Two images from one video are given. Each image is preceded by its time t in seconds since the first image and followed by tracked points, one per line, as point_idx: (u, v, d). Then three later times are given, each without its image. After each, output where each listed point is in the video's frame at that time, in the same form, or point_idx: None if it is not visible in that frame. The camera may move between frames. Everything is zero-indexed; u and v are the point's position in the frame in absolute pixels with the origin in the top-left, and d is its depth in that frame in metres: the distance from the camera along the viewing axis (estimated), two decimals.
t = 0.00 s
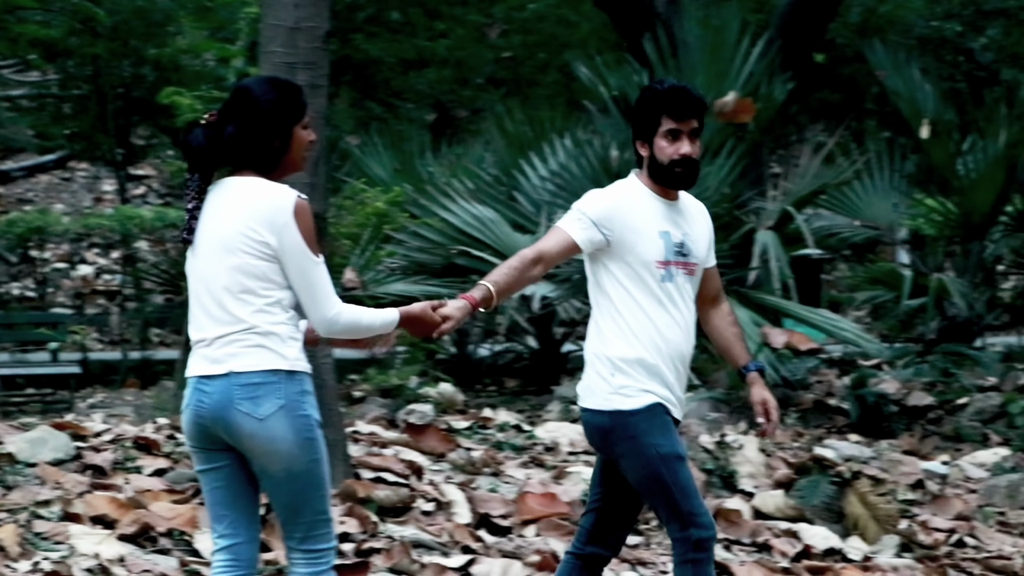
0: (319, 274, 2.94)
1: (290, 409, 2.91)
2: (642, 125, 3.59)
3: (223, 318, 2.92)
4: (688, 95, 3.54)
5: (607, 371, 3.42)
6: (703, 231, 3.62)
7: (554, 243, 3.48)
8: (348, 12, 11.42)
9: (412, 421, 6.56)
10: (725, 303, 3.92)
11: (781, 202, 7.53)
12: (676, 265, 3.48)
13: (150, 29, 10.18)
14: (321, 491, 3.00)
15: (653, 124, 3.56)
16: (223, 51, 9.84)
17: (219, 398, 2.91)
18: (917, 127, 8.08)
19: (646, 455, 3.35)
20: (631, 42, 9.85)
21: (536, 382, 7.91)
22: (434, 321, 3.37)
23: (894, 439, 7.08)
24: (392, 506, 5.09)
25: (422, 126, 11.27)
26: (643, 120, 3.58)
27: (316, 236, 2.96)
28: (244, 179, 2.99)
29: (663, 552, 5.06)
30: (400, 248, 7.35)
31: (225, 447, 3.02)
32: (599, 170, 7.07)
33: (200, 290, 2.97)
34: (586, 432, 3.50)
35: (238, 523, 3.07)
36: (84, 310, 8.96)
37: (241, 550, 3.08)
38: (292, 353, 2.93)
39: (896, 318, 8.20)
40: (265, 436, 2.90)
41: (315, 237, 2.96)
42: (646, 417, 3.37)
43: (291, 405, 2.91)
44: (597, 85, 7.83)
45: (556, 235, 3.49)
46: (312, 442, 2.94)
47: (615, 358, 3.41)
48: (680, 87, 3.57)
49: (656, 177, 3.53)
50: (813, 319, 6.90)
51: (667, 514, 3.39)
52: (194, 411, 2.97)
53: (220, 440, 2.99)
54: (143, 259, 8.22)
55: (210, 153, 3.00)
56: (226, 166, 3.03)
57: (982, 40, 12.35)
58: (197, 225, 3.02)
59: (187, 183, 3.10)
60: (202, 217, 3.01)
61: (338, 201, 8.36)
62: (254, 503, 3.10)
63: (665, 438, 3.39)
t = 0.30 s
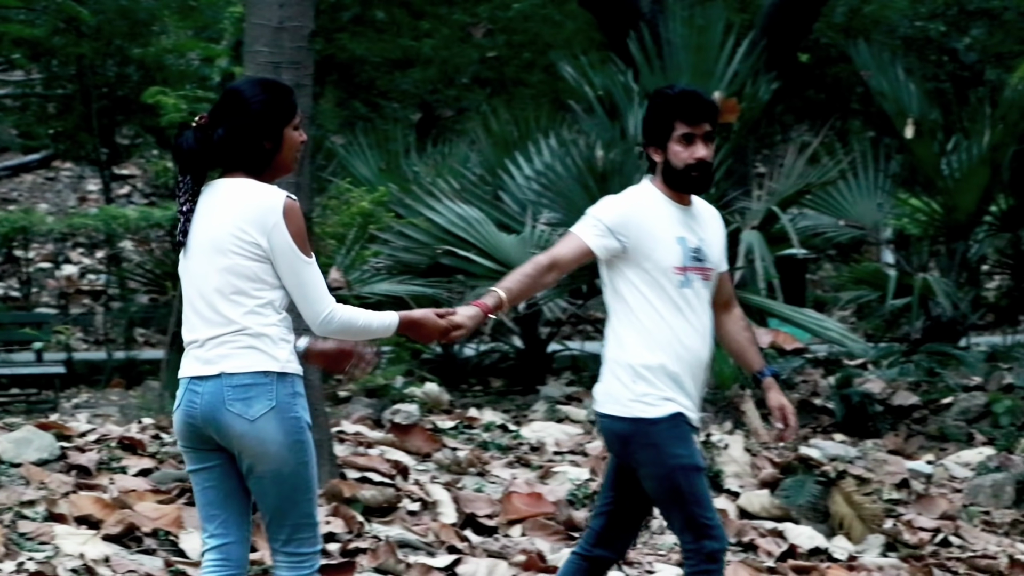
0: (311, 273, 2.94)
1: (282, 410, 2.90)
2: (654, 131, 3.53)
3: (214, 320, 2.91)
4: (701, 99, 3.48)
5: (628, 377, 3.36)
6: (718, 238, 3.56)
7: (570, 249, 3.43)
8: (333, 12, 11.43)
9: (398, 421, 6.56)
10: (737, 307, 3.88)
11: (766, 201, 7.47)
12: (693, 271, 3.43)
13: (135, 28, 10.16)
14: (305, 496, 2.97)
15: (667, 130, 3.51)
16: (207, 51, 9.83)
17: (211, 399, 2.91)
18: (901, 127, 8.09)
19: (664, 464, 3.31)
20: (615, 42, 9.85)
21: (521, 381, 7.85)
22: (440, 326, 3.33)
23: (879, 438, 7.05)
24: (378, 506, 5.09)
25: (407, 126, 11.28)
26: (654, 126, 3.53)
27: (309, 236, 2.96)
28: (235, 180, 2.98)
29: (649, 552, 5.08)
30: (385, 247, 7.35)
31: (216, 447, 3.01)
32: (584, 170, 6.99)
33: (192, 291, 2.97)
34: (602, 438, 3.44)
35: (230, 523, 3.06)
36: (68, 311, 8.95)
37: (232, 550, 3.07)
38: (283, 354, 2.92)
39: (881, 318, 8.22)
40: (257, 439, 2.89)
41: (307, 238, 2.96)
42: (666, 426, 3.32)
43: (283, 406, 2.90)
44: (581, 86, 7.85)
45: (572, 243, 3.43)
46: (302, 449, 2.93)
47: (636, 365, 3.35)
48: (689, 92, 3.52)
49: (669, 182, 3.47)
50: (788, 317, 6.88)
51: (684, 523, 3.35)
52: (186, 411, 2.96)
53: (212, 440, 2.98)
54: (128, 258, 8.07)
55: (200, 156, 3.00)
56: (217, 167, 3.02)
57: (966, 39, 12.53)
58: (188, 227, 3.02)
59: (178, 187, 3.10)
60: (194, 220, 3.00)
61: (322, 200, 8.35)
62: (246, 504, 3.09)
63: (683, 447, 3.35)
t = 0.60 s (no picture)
0: (318, 274, 2.93)
1: (283, 413, 2.88)
2: (675, 131, 3.41)
3: (215, 322, 2.89)
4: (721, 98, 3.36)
5: (656, 381, 3.23)
6: (743, 239, 3.44)
7: (592, 254, 3.31)
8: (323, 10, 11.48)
9: (389, 421, 6.56)
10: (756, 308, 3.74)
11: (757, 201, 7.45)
12: (719, 273, 3.30)
13: (125, 28, 10.13)
14: (307, 496, 2.96)
15: (688, 130, 3.38)
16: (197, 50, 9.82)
17: (213, 401, 2.88)
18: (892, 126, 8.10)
19: (692, 468, 3.19)
20: (605, 42, 9.86)
21: (513, 380, 7.84)
22: (455, 330, 3.29)
23: (870, 438, 7.03)
24: (369, 506, 5.09)
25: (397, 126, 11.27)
26: (675, 127, 3.41)
27: (312, 238, 2.95)
28: (234, 183, 2.97)
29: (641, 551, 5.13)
30: (376, 247, 7.35)
31: (216, 449, 2.99)
32: (575, 170, 6.94)
33: (192, 294, 2.95)
34: (629, 443, 3.32)
35: (229, 524, 3.04)
36: (59, 311, 8.94)
37: (232, 551, 3.05)
38: (285, 357, 2.91)
39: (872, 318, 8.22)
40: (261, 440, 2.87)
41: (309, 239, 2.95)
42: (694, 427, 3.20)
43: (284, 408, 2.88)
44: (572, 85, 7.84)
45: (594, 248, 3.32)
46: (300, 451, 2.91)
47: (662, 368, 3.23)
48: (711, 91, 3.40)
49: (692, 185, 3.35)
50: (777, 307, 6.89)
51: (711, 525, 3.23)
52: (185, 414, 2.94)
53: (212, 443, 2.95)
54: (120, 258, 7.97)
55: (199, 160, 2.99)
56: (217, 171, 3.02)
57: (956, 40, 12.52)
58: (189, 231, 3.00)
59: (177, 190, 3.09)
60: (194, 222, 2.99)
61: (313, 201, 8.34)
62: (246, 505, 3.07)
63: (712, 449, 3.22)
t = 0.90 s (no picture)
0: (331, 274, 2.91)
1: (293, 413, 2.87)
2: (703, 131, 3.36)
3: (224, 324, 2.88)
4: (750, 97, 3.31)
5: (685, 379, 3.19)
6: (768, 237, 3.40)
7: (619, 254, 3.27)
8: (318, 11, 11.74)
9: (384, 420, 6.56)
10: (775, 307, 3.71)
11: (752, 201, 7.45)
12: (747, 271, 3.26)
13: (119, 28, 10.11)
14: (313, 496, 2.93)
15: (716, 129, 3.33)
16: (190, 50, 9.81)
17: (223, 403, 2.87)
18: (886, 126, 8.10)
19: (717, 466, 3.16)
20: (598, 42, 9.86)
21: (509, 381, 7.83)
22: (475, 334, 3.29)
23: (865, 438, 7.02)
24: (364, 506, 5.10)
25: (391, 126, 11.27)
26: (701, 126, 3.36)
27: (323, 237, 2.93)
28: (241, 185, 2.94)
29: (636, 552, 5.15)
30: (371, 247, 7.35)
31: (224, 451, 2.97)
32: (571, 171, 6.95)
33: (200, 297, 2.93)
34: (656, 442, 3.28)
35: (237, 526, 3.03)
36: (54, 311, 8.95)
37: (240, 553, 3.04)
38: (294, 358, 2.89)
39: (867, 318, 8.23)
40: (270, 440, 2.85)
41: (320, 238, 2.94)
42: (723, 426, 3.16)
43: (294, 409, 2.87)
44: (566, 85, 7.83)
45: (621, 247, 3.28)
46: (307, 450, 2.89)
47: (691, 366, 3.19)
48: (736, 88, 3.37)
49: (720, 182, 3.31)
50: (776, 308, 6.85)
51: (734, 526, 3.20)
52: (196, 416, 2.93)
53: (221, 445, 2.94)
54: (114, 257, 7.99)
55: (205, 161, 2.98)
56: (224, 172, 3.00)
57: (950, 39, 12.53)
58: (198, 233, 2.98)
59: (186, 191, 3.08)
60: (203, 223, 2.97)
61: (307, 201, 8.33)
62: (254, 506, 3.05)
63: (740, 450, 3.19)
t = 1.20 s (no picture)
0: (345, 272, 2.92)
1: (305, 412, 2.87)
2: (736, 125, 3.34)
3: (237, 323, 2.88)
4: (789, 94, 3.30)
5: (709, 376, 3.21)
6: (794, 230, 3.40)
7: (649, 250, 3.27)
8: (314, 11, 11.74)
9: (379, 421, 6.56)
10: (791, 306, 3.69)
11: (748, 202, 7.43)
12: (775, 267, 3.25)
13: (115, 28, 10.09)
14: (323, 495, 2.94)
15: (752, 124, 3.32)
16: (186, 50, 9.80)
17: (235, 403, 2.87)
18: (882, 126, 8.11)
19: (734, 466, 3.19)
20: (595, 43, 9.87)
21: (504, 380, 7.93)
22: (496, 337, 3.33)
23: (861, 438, 7.02)
24: (359, 506, 5.10)
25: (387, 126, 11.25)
26: (735, 121, 3.35)
27: (336, 237, 2.93)
28: (252, 186, 2.94)
29: (632, 552, 5.15)
30: (367, 247, 7.34)
31: (236, 453, 2.97)
32: (567, 170, 6.95)
33: (213, 296, 2.93)
34: (677, 435, 3.31)
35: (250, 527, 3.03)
36: (49, 311, 8.94)
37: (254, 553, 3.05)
38: (306, 358, 2.89)
39: (862, 318, 8.22)
40: (284, 441, 2.86)
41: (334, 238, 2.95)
42: (742, 426, 3.18)
43: (306, 408, 2.87)
44: (562, 85, 7.84)
45: (649, 242, 3.27)
46: (320, 451, 2.90)
47: (718, 363, 3.20)
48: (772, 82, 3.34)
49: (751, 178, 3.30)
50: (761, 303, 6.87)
51: (742, 525, 3.25)
52: (208, 417, 2.92)
53: (233, 446, 2.94)
54: (109, 257, 7.99)
55: (214, 163, 2.97)
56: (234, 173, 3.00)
57: (945, 40, 12.56)
58: (207, 233, 2.97)
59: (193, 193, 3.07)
60: (212, 223, 2.97)
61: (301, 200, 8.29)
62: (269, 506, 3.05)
63: (760, 449, 3.21)
